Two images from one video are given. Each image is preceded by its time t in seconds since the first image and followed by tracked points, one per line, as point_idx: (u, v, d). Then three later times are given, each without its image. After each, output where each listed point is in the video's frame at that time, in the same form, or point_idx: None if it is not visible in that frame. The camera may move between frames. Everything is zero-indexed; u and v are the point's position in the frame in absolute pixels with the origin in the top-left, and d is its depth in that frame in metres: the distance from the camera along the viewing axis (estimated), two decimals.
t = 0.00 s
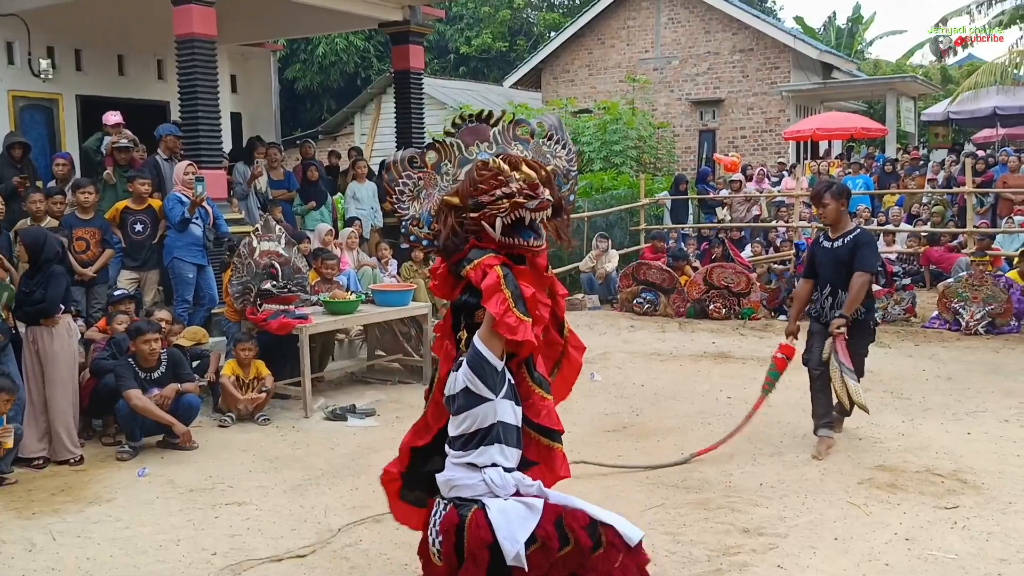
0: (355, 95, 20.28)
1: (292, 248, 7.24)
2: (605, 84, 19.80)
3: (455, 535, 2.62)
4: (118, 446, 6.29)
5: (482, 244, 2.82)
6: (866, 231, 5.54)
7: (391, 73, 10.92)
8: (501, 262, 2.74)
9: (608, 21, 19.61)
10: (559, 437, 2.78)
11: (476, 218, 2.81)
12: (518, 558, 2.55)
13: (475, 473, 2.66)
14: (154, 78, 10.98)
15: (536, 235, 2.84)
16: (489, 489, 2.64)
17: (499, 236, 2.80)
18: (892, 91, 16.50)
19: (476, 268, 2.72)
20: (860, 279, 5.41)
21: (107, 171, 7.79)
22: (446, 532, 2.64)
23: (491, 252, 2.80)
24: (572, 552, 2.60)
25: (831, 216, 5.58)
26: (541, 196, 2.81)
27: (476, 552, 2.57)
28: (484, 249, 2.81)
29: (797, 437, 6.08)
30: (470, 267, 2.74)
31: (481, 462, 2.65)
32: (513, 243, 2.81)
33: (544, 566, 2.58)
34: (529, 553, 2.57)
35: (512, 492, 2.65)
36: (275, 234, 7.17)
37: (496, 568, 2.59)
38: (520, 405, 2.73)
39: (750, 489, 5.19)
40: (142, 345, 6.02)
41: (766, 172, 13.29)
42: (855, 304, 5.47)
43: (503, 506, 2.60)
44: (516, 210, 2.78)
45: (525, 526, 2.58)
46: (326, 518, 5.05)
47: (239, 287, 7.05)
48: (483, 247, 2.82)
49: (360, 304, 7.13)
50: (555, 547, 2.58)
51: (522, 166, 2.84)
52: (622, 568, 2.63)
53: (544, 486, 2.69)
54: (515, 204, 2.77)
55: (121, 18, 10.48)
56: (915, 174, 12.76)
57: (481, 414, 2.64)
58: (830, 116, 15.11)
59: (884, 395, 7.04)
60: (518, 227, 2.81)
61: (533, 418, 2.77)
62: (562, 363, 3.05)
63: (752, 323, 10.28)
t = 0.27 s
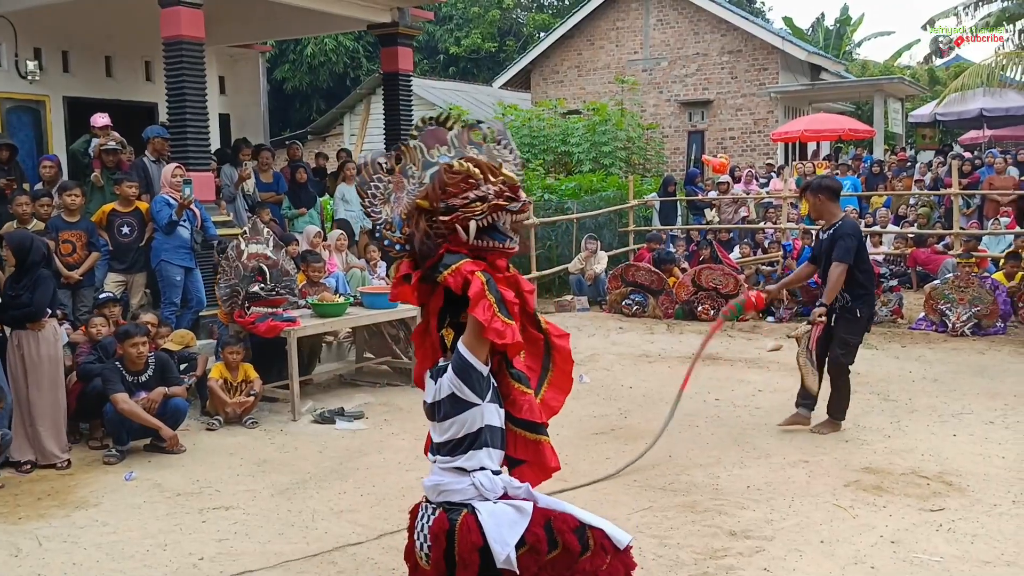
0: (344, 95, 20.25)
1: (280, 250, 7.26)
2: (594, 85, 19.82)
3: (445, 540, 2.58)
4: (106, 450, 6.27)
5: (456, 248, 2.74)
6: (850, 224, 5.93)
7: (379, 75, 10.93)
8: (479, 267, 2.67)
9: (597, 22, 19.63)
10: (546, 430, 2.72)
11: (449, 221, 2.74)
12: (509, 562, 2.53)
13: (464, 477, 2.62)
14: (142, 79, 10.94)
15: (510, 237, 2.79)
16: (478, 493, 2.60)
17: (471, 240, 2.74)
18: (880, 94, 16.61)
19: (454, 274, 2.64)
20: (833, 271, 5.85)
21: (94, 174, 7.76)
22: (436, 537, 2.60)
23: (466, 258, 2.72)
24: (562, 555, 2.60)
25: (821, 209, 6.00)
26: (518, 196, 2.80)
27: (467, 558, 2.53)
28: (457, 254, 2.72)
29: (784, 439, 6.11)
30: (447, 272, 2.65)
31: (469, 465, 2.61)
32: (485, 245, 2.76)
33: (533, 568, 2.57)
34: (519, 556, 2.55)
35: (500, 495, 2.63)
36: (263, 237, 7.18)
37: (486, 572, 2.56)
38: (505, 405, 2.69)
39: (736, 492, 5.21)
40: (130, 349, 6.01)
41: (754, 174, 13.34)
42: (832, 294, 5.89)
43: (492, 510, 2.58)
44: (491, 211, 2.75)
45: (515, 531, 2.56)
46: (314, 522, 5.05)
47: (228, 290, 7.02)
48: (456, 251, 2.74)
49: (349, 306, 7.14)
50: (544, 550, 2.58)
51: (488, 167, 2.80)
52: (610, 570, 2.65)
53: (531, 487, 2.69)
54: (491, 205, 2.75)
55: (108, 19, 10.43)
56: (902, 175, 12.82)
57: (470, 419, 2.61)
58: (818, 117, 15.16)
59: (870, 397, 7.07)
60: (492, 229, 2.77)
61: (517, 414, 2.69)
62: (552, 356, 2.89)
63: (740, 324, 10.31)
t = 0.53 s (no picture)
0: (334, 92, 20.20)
1: (267, 249, 7.23)
2: (584, 81, 19.80)
3: (419, 536, 2.59)
4: (92, 450, 6.24)
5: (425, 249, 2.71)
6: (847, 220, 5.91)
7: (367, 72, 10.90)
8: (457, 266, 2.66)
9: (587, 19, 19.60)
10: (514, 425, 2.74)
11: (418, 222, 2.71)
12: (481, 556, 2.53)
13: (438, 472, 2.63)
14: (129, 77, 10.89)
15: (477, 227, 2.80)
16: (452, 489, 2.61)
17: (441, 237, 2.74)
18: (870, 89, 16.62)
19: (436, 275, 2.60)
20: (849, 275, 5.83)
21: (80, 172, 7.71)
22: (409, 533, 2.60)
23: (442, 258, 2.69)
24: (536, 553, 2.59)
25: (821, 210, 5.96)
26: (483, 185, 2.78)
27: (440, 553, 2.54)
28: (427, 255, 2.69)
29: (773, 436, 6.11)
30: (429, 275, 2.60)
31: (442, 461, 2.63)
32: (455, 239, 2.77)
33: (507, 565, 2.56)
34: (492, 552, 2.55)
35: (474, 491, 2.64)
36: (250, 235, 7.15)
37: (459, 568, 2.56)
38: (479, 395, 2.71)
39: (724, 488, 5.20)
40: (116, 348, 5.97)
41: (743, 170, 13.35)
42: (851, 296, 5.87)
43: (465, 505, 2.58)
44: (457, 206, 2.75)
45: (487, 526, 2.56)
46: (301, 521, 5.04)
47: (214, 289, 6.97)
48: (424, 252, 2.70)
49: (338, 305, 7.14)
50: (518, 547, 2.57)
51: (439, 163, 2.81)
52: (585, 569, 2.63)
53: (506, 484, 2.69)
54: (456, 200, 2.75)
55: (94, 16, 10.38)
56: (891, 171, 12.84)
57: (444, 415, 2.63)
58: (808, 113, 15.17)
59: (859, 393, 7.08)
60: (458, 222, 2.77)
61: (486, 410, 2.72)
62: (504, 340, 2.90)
63: (729, 320, 10.31)
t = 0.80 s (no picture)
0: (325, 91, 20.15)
1: (256, 247, 7.22)
2: (576, 80, 19.79)
3: (396, 531, 2.58)
4: (80, 449, 6.20)
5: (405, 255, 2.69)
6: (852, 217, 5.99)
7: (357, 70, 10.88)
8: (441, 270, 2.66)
9: (579, 17, 19.60)
10: (486, 429, 2.83)
11: (392, 230, 2.68)
12: (459, 551, 2.53)
13: (416, 468, 2.63)
14: (118, 75, 10.85)
15: (453, 224, 2.76)
16: (430, 484, 2.62)
17: (418, 242, 2.70)
18: (860, 89, 16.71)
19: (423, 280, 2.60)
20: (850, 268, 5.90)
21: (69, 171, 7.67)
22: (387, 529, 2.60)
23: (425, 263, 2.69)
24: (513, 553, 2.57)
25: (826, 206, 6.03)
26: (452, 184, 2.74)
27: (416, 549, 2.53)
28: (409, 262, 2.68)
29: (762, 435, 6.11)
30: (415, 280, 2.61)
31: (420, 456, 2.63)
32: (432, 240, 2.73)
33: (485, 563, 2.55)
34: (469, 549, 2.55)
35: (452, 486, 2.65)
36: (239, 234, 7.15)
37: (437, 565, 2.56)
38: (456, 394, 2.75)
39: (714, 487, 5.20)
40: (104, 347, 5.93)
41: (734, 169, 13.36)
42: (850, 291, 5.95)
43: (443, 500, 2.59)
44: (429, 207, 2.71)
45: (464, 521, 2.56)
46: (290, 520, 5.02)
47: (203, 288, 6.98)
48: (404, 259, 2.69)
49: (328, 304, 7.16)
50: (495, 546, 2.55)
51: (406, 165, 2.77)
52: (564, 570, 2.60)
53: (487, 481, 2.69)
54: (427, 201, 2.71)
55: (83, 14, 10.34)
56: (882, 170, 12.86)
57: (421, 413, 2.65)
58: (798, 112, 15.19)
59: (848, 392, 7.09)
60: (434, 222, 2.72)
61: (461, 416, 2.81)
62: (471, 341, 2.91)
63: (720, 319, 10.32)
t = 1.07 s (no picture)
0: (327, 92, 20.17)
1: (259, 247, 7.23)
2: (577, 82, 19.81)
3: (389, 527, 2.59)
4: (80, 448, 6.20)
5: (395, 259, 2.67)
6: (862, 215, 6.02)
7: (359, 71, 10.89)
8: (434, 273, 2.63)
9: (581, 19, 19.61)
10: (480, 427, 2.82)
11: (382, 233, 2.65)
12: (449, 550, 2.53)
13: (409, 465, 2.64)
14: (120, 75, 10.86)
15: (442, 225, 2.74)
16: (424, 482, 2.62)
17: (406, 244, 2.68)
18: (862, 92, 16.70)
19: (417, 285, 2.56)
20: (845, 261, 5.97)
21: (71, 169, 7.68)
22: (380, 525, 2.61)
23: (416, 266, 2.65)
24: (503, 552, 2.57)
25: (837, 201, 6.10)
26: (444, 187, 2.70)
27: (408, 546, 2.54)
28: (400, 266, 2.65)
29: (763, 436, 6.10)
30: (408, 285, 2.56)
31: (413, 454, 2.64)
32: (421, 242, 2.71)
33: (474, 562, 2.56)
34: (460, 547, 2.55)
35: (446, 484, 2.65)
36: (242, 233, 7.14)
37: (428, 562, 2.57)
38: (449, 392, 2.75)
39: (715, 488, 5.20)
40: (104, 345, 5.93)
41: (736, 171, 13.37)
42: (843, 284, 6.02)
43: (436, 497, 2.59)
44: (419, 210, 2.68)
45: (455, 521, 2.56)
46: (291, 519, 5.01)
47: (205, 286, 7.02)
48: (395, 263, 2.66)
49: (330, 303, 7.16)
50: (485, 544, 2.55)
51: (392, 168, 2.76)
52: (555, 571, 2.57)
53: (482, 479, 2.67)
54: (417, 204, 2.67)
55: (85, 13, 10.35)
56: (884, 173, 12.87)
57: (411, 413, 2.64)
58: (800, 115, 15.20)
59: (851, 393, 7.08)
60: (424, 224, 2.70)
61: (454, 414, 2.80)
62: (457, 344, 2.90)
63: (721, 321, 10.31)
